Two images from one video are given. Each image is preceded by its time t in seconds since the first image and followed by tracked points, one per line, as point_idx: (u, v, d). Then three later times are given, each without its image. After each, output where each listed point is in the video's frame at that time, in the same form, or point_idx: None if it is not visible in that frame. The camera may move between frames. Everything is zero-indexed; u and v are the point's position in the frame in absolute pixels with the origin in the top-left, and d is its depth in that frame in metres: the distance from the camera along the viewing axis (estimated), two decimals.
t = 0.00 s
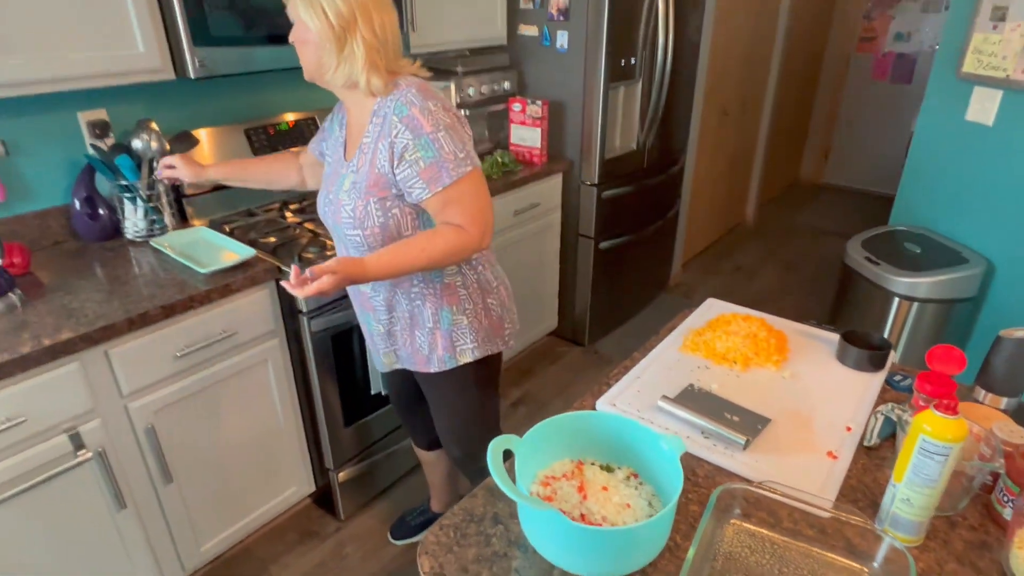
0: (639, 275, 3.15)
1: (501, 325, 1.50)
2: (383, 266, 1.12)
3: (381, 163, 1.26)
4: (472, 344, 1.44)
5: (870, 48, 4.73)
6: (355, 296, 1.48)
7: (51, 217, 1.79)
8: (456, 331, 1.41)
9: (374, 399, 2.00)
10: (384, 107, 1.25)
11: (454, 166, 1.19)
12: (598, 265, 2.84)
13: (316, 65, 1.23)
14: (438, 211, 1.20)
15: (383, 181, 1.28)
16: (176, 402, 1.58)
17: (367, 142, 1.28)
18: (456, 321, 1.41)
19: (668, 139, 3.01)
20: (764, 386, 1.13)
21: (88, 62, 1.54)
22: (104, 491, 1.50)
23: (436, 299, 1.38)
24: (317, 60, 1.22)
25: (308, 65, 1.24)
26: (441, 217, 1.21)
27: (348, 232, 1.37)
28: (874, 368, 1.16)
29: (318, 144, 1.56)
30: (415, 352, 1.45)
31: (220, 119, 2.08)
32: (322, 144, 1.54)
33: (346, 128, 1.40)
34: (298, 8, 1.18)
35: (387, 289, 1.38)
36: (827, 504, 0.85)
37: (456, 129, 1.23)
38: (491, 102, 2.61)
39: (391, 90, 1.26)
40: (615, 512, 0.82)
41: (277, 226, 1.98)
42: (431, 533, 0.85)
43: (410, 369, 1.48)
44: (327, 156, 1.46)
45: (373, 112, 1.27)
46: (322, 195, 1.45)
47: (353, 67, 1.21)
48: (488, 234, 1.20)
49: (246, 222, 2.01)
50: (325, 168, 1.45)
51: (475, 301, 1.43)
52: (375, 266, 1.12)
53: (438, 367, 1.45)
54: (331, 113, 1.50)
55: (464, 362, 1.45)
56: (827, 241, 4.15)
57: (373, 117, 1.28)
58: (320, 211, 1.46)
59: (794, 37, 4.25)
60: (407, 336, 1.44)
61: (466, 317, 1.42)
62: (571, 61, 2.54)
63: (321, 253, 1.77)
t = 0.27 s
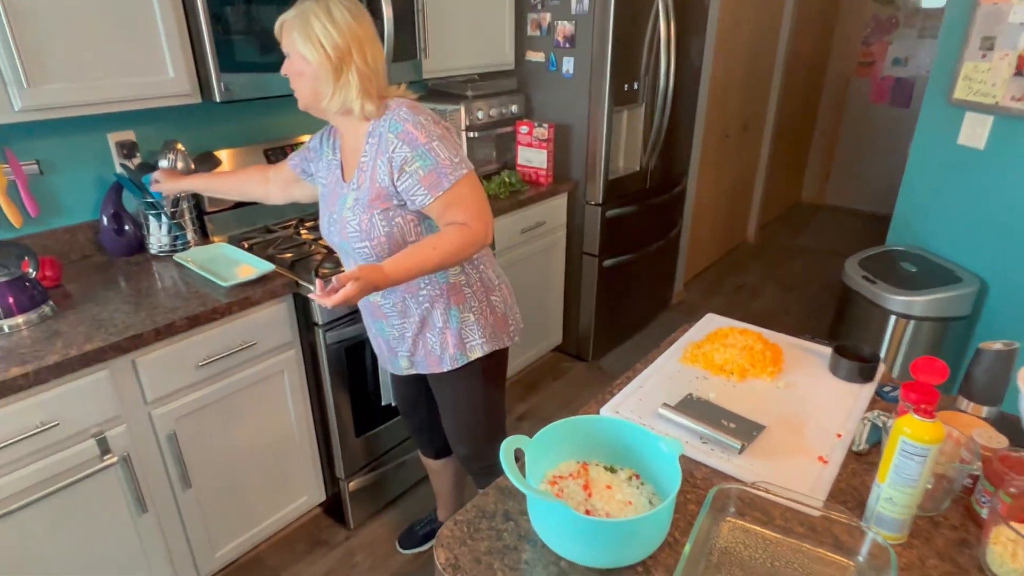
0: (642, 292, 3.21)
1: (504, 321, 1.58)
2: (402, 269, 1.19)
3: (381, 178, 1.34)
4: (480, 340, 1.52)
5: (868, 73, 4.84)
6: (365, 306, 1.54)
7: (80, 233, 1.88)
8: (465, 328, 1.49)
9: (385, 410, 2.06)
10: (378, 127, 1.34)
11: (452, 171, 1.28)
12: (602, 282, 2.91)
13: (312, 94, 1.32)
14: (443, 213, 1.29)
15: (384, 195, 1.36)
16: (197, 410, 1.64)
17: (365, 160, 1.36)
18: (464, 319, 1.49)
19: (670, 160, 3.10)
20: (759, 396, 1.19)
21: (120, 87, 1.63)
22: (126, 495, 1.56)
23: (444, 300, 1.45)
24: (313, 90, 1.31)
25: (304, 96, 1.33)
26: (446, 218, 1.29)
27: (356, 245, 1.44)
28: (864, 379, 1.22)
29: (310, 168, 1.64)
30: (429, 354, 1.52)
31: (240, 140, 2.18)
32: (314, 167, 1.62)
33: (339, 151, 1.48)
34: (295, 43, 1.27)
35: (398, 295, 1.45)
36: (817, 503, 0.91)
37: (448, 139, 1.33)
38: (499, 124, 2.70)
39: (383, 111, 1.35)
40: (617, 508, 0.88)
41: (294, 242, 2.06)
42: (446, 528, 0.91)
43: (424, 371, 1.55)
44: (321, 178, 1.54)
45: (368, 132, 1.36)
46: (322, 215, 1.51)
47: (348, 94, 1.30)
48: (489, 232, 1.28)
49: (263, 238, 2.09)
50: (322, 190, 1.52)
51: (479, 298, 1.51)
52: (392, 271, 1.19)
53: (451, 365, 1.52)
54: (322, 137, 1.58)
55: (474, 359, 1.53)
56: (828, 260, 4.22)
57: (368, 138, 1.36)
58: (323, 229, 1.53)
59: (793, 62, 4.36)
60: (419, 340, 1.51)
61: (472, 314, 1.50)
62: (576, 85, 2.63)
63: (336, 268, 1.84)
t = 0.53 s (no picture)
0: (640, 301, 3.27)
1: (503, 323, 1.64)
2: (411, 272, 1.24)
3: (387, 187, 1.40)
4: (481, 342, 1.57)
5: (863, 88, 4.94)
6: (369, 311, 1.60)
7: (94, 239, 1.94)
8: (466, 331, 1.55)
9: (388, 414, 2.11)
10: (383, 139, 1.40)
11: (455, 179, 1.35)
12: (601, 291, 2.97)
13: (319, 108, 1.38)
14: (446, 219, 1.35)
15: (389, 203, 1.42)
16: (207, 410, 1.69)
17: (370, 170, 1.42)
18: (464, 322, 1.54)
19: (667, 172, 3.17)
20: (750, 396, 1.25)
21: (140, 98, 1.70)
22: (138, 493, 1.60)
23: (446, 303, 1.51)
24: (320, 104, 1.37)
25: (310, 110, 1.39)
26: (450, 224, 1.36)
27: (362, 251, 1.49)
28: (850, 380, 1.27)
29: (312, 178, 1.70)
30: (431, 356, 1.57)
31: (250, 151, 2.24)
32: (314, 177, 1.67)
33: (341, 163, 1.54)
34: (303, 59, 1.34)
35: (401, 299, 1.51)
36: (803, 493, 0.97)
37: (450, 149, 1.39)
38: (501, 137, 2.77)
39: (387, 123, 1.41)
40: (613, 496, 0.93)
41: (301, 249, 2.12)
42: (452, 516, 0.96)
43: (427, 373, 1.60)
44: (324, 188, 1.59)
45: (373, 144, 1.42)
46: (327, 223, 1.57)
47: (354, 108, 1.37)
48: (490, 236, 1.35)
49: (271, 246, 2.15)
50: (326, 199, 1.58)
51: (479, 301, 1.57)
52: (402, 275, 1.24)
53: (453, 366, 1.57)
54: (324, 149, 1.64)
55: (475, 360, 1.58)
56: (823, 272, 4.28)
57: (373, 149, 1.42)
58: (329, 237, 1.58)
59: (789, 77, 4.45)
60: (421, 343, 1.56)
61: (473, 317, 1.56)
62: (576, 100, 2.71)
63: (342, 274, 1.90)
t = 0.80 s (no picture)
0: (640, 309, 3.30)
1: (502, 329, 1.67)
2: (413, 278, 1.27)
3: (389, 195, 1.43)
4: (480, 347, 1.60)
5: (861, 99, 4.99)
6: (370, 317, 1.62)
7: (104, 246, 1.97)
8: (466, 336, 1.58)
9: (391, 420, 2.13)
10: (386, 149, 1.44)
11: (456, 187, 1.38)
12: (601, 299, 2.99)
13: (324, 116, 1.42)
14: (448, 227, 1.38)
15: (392, 211, 1.45)
16: (214, 414, 1.72)
17: (373, 179, 1.46)
18: (464, 328, 1.57)
19: (667, 182, 3.21)
20: (748, 399, 1.28)
21: (152, 108, 1.74)
22: (145, 496, 1.63)
23: (446, 309, 1.54)
24: (326, 112, 1.41)
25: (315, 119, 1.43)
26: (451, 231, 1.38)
27: (364, 258, 1.53)
28: (846, 385, 1.30)
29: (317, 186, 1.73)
30: (430, 361, 1.60)
31: (257, 160, 2.28)
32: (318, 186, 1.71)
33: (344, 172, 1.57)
34: (311, 69, 1.38)
35: (401, 305, 1.54)
36: (799, 493, 0.99)
37: (452, 159, 1.43)
38: (503, 147, 2.81)
39: (391, 134, 1.45)
40: (614, 495, 0.95)
41: (306, 257, 2.15)
42: (457, 514, 0.99)
43: (426, 378, 1.63)
44: (328, 196, 1.63)
45: (376, 154, 1.45)
46: (330, 231, 1.60)
47: (359, 118, 1.40)
48: (491, 243, 1.37)
49: (277, 253, 2.18)
50: (330, 207, 1.61)
51: (478, 308, 1.60)
52: (405, 280, 1.27)
53: (453, 371, 1.60)
54: (329, 157, 1.67)
55: (475, 365, 1.61)
56: (822, 281, 4.31)
57: (376, 158, 1.46)
58: (332, 244, 1.61)
59: (787, 89, 4.50)
60: (421, 348, 1.59)
61: (472, 323, 1.59)
62: (577, 110, 2.75)
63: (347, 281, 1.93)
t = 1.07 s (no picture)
0: (638, 310, 3.30)
1: (499, 330, 1.66)
2: (409, 276, 1.27)
3: (386, 195, 1.43)
4: (476, 348, 1.60)
5: (858, 101, 5.00)
6: (366, 317, 1.62)
7: (101, 247, 1.97)
8: (462, 337, 1.57)
9: (390, 421, 2.13)
10: (383, 148, 1.44)
11: (452, 187, 1.38)
12: (600, 300, 2.99)
13: (322, 115, 1.42)
14: (444, 226, 1.38)
15: (388, 210, 1.45)
16: (211, 415, 1.71)
17: (370, 178, 1.45)
18: (461, 329, 1.57)
19: (665, 183, 3.21)
20: (746, 399, 1.28)
21: (151, 109, 1.74)
22: (143, 497, 1.62)
23: (443, 310, 1.54)
24: (323, 112, 1.41)
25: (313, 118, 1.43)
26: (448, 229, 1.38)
27: (360, 257, 1.52)
28: (845, 384, 1.30)
29: (315, 185, 1.73)
30: (427, 362, 1.59)
31: (255, 161, 2.28)
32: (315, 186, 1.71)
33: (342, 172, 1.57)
34: (308, 69, 1.38)
35: (398, 305, 1.53)
36: (798, 492, 0.99)
37: (449, 159, 1.43)
38: (501, 148, 2.81)
39: (388, 133, 1.45)
40: (613, 495, 0.95)
41: (304, 257, 2.14)
42: (456, 514, 0.99)
43: (422, 379, 1.62)
44: (326, 195, 1.62)
45: (373, 153, 1.45)
46: (326, 230, 1.60)
47: (356, 118, 1.40)
48: (487, 242, 1.37)
49: (275, 254, 2.17)
50: (327, 206, 1.61)
51: (475, 309, 1.60)
52: (401, 279, 1.26)
53: (449, 372, 1.59)
54: (328, 157, 1.67)
55: (471, 366, 1.61)
56: (820, 282, 4.32)
57: (373, 157, 1.46)
58: (329, 243, 1.61)
59: (784, 90, 4.51)
60: (417, 348, 1.58)
61: (469, 323, 1.58)
62: (575, 112, 2.75)
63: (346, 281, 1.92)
